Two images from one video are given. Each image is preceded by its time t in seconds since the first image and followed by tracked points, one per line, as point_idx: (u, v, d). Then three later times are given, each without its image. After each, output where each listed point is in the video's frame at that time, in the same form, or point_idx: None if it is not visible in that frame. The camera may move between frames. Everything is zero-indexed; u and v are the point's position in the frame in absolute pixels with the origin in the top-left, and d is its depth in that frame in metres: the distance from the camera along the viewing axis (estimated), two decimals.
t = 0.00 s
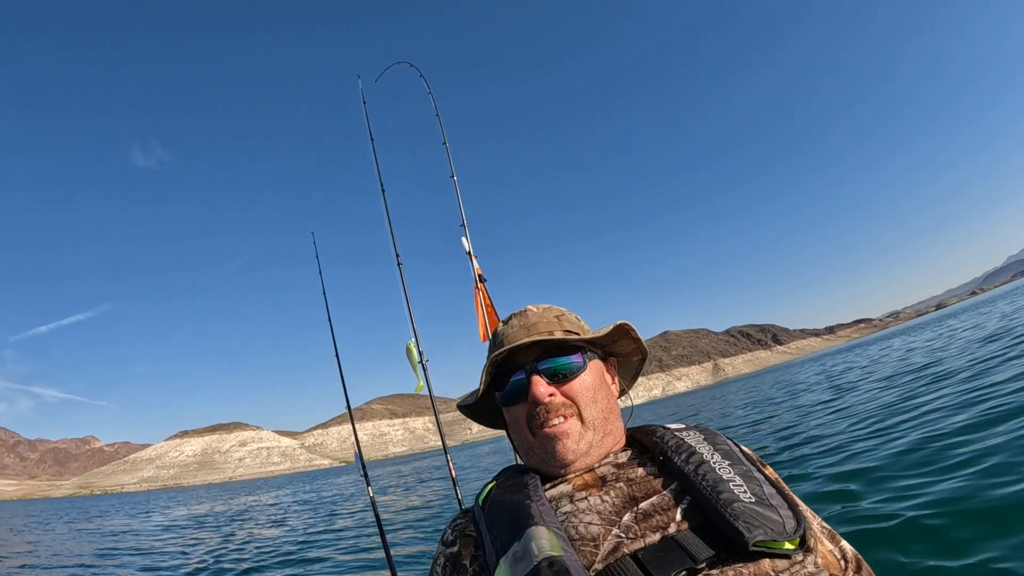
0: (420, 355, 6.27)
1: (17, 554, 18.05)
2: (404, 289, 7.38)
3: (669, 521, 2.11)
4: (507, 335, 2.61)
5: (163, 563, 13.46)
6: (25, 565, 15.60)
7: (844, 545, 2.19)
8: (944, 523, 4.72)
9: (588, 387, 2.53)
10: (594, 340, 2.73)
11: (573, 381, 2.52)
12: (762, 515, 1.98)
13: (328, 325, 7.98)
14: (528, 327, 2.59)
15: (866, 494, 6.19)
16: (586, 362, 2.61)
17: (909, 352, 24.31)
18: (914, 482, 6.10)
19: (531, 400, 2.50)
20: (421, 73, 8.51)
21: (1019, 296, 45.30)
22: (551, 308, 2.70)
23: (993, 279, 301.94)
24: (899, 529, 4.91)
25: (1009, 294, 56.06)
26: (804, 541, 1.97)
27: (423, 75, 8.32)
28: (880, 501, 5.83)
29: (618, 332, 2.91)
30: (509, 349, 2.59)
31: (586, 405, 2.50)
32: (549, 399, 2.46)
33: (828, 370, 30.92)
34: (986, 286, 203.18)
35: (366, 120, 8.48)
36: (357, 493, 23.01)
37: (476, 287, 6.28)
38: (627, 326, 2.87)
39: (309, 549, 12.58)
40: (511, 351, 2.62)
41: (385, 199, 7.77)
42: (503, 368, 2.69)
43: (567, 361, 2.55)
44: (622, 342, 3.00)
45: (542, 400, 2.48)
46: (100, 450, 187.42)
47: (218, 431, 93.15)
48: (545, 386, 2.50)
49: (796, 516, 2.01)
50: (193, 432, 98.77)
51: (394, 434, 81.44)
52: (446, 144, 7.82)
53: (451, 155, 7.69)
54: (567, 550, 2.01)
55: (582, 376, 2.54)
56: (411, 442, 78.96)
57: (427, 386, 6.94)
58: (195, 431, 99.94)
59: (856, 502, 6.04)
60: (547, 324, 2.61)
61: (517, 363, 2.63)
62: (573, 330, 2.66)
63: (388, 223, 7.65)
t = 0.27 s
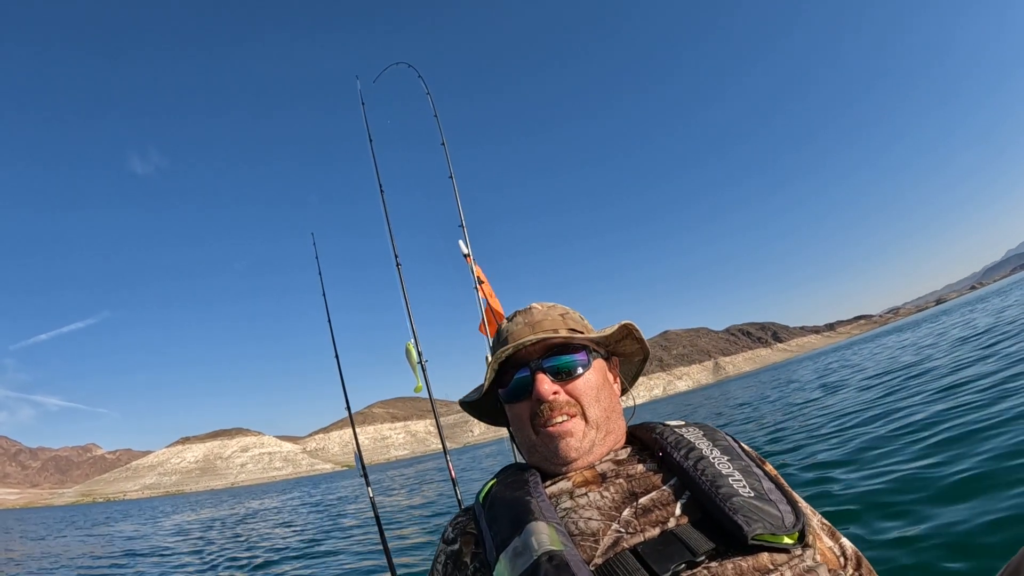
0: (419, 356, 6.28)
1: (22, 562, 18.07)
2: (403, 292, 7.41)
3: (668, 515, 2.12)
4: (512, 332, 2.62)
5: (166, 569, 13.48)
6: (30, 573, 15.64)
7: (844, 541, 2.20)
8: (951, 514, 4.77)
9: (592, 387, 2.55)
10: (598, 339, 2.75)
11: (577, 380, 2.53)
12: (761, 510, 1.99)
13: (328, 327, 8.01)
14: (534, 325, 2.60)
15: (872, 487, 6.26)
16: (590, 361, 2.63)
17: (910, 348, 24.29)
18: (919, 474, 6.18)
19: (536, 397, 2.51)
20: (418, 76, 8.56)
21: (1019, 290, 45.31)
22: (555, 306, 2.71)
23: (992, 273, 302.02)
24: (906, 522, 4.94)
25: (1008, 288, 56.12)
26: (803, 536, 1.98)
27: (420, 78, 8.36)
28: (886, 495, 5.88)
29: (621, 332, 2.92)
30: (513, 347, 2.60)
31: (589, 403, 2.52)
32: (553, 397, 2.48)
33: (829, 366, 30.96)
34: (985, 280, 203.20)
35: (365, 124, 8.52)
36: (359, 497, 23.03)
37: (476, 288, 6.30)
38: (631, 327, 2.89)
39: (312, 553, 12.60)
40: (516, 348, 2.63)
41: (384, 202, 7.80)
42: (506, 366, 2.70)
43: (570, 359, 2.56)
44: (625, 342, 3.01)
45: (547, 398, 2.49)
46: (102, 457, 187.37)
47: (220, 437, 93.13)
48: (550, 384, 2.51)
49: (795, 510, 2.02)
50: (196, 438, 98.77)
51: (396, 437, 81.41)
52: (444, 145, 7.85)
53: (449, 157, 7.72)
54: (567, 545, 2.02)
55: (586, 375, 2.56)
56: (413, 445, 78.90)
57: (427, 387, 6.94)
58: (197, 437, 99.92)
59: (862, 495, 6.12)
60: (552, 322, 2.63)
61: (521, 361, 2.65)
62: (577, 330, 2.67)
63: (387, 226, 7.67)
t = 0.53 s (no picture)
0: (417, 357, 6.28)
1: (23, 569, 18.07)
2: (402, 294, 7.43)
3: (661, 510, 2.13)
4: (516, 328, 2.63)
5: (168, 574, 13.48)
6: None
7: (839, 542, 2.20)
8: (947, 491, 4.87)
9: (594, 386, 2.55)
10: (601, 339, 2.75)
11: (580, 378, 2.54)
12: (752, 504, 2.00)
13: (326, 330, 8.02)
14: (537, 322, 2.60)
15: (870, 469, 6.37)
16: (592, 360, 2.63)
17: (909, 343, 24.31)
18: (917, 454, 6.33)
19: (538, 393, 2.52)
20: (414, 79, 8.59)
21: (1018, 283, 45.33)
22: (560, 305, 2.71)
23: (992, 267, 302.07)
24: (904, 500, 5.01)
25: (1007, 281, 56.13)
26: (795, 531, 1.98)
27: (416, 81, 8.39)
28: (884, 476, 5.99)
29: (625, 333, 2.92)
30: (517, 342, 2.60)
31: (589, 402, 2.52)
32: (554, 393, 2.48)
33: (829, 362, 30.96)
34: (985, 274, 203.20)
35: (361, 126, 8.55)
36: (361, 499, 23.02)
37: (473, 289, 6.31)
38: (634, 328, 2.89)
39: (313, 556, 12.59)
40: (519, 344, 2.63)
41: (381, 204, 7.82)
42: (509, 361, 2.71)
43: (572, 358, 2.57)
44: (628, 344, 3.01)
45: (548, 394, 2.49)
46: (104, 462, 187.28)
47: (221, 441, 93.05)
48: (551, 381, 2.52)
49: (787, 505, 2.03)
50: (197, 442, 98.70)
51: (397, 439, 81.36)
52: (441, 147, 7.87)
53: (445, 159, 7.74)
54: (559, 537, 2.03)
55: (588, 374, 2.56)
56: (414, 446, 78.82)
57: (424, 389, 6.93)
58: (198, 442, 99.83)
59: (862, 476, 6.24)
60: (556, 319, 2.63)
61: (523, 357, 2.65)
62: (581, 329, 2.68)
63: (384, 228, 7.69)
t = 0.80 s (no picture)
0: (414, 362, 6.28)
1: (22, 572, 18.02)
2: (399, 298, 7.44)
3: (653, 511, 2.13)
4: (514, 330, 2.63)
5: None
6: None
7: (834, 545, 2.20)
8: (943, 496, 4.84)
9: (592, 390, 2.55)
10: (599, 344, 2.75)
11: (577, 381, 2.54)
12: (744, 504, 2.00)
13: (324, 334, 8.02)
14: (536, 325, 2.60)
15: (864, 472, 6.35)
16: (590, 364, 2.63)
17: (907, 342, 24.28)
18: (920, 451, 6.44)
19: (534, 394, 2.52)
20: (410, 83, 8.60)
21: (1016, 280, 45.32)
22: (559, 309, 2.71)
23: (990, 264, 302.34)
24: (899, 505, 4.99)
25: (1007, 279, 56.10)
26: (788, 532, 1.98)
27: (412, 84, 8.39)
28: (884, 475, 6.02)
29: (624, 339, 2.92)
30: (515, 344, 2.61)
31: (586, 406, 2.52)
32: (551, 396, 2.48)
33: (828, 361, 30.93)
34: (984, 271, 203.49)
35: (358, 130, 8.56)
36: (360, 500, 23.01)
37: (470, 293, 6.31)
38: (633, 334, 2.88)
39: (312, 558, 12.58)
40: (517, 346, 2.64)
41: (378, 208, 7.83)
42: (506, 363, 2.71)
43: (570, 361, 2.57)
44: (626, 350, 3.02)
45: (545, 396, 2.49)
46: (104, 464, 187.20)
47: (221, 442, 93.09)
48: (548, 382, 2.52)
49: (779, 506, 2.03)
50: (197, 443, 98.62)
51: (397, 439, 81.32)
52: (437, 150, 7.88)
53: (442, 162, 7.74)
54: (550, 538, 2.02)
55: (585, 378, 2.56)
56: (414, 446, 78.76)
57: (421, 392, 6.92)
58: (198, 443, 99.74)
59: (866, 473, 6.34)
60: (554, 323, 2.63)
61: (521, 359, 2.65)
62: (578, 333, 2.68)
63: (381, 232, 7.70)
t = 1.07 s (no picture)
0: (418, 364, 6.29)
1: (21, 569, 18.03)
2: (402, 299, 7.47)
3: (664, 514, 2.13)
4: (523, 331, 2.63)
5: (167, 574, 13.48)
6: None
7: (844, 545, 2.21)
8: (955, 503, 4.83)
9: (602, 391, 2.55)
10: (607, 346, 2.75)
11: (586, 383, 2.54)
12: (755, 507, 2.00)
13: (326, 334, 8.03)
14: (545, 327, 2.60)
15: (873, 478, 6.33)
16: (599, 367, 2.63)
17: (907, 342, 24.31)
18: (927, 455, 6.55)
19: (542, 397, 2.53)
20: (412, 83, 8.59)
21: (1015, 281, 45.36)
22: (568, 311, 2.72)
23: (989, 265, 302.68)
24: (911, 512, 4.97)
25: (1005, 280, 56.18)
26: (800, 534, 1.99)
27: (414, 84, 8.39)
28: (893, 481, 6.00)
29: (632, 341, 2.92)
30: (524, 346, 2.61)
31: (595, 408, 2.52)
32: (560, 398, 2.48)
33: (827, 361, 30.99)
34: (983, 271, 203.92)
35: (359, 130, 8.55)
36: (360, 499, 23.01)
37: (474, 295, 6.31)
38: (641, 336, 2.88)
39: (312, 556, 12.60)
40: (526, 348, 2.64)
41: (381, 209, 7.84)
42: (515, 364, 2.71)
43: (579, 363, 2.57)
44: (634, 352, 3.01)
45: (554, 399, 2.49)
46: (102, 462, 187.07)
47: (220, 440, 93.08)
48: (557, 385, 2.52)
49: (791, 507, 2.04)
50: (196, 441, 98.57)
51: (396, 438, 81.36)
52: (439, 151, 7.88)
53: (444, 162, 7.73)
54: (561, 542, 2.03)
55: (594, 380, 2.57)
56: (413, 445, 78.82)
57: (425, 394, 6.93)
58: (197, 441, 99.70)
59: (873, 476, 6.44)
60: (563, 325, 2.64)
61: (530, 361, 2.65)
62: (587, 335, 2.68)
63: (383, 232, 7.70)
